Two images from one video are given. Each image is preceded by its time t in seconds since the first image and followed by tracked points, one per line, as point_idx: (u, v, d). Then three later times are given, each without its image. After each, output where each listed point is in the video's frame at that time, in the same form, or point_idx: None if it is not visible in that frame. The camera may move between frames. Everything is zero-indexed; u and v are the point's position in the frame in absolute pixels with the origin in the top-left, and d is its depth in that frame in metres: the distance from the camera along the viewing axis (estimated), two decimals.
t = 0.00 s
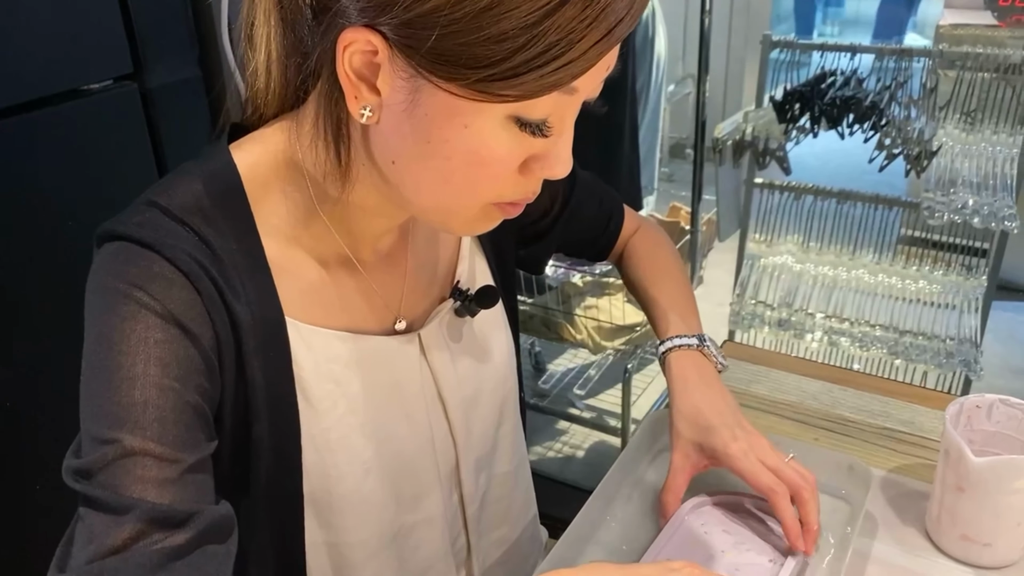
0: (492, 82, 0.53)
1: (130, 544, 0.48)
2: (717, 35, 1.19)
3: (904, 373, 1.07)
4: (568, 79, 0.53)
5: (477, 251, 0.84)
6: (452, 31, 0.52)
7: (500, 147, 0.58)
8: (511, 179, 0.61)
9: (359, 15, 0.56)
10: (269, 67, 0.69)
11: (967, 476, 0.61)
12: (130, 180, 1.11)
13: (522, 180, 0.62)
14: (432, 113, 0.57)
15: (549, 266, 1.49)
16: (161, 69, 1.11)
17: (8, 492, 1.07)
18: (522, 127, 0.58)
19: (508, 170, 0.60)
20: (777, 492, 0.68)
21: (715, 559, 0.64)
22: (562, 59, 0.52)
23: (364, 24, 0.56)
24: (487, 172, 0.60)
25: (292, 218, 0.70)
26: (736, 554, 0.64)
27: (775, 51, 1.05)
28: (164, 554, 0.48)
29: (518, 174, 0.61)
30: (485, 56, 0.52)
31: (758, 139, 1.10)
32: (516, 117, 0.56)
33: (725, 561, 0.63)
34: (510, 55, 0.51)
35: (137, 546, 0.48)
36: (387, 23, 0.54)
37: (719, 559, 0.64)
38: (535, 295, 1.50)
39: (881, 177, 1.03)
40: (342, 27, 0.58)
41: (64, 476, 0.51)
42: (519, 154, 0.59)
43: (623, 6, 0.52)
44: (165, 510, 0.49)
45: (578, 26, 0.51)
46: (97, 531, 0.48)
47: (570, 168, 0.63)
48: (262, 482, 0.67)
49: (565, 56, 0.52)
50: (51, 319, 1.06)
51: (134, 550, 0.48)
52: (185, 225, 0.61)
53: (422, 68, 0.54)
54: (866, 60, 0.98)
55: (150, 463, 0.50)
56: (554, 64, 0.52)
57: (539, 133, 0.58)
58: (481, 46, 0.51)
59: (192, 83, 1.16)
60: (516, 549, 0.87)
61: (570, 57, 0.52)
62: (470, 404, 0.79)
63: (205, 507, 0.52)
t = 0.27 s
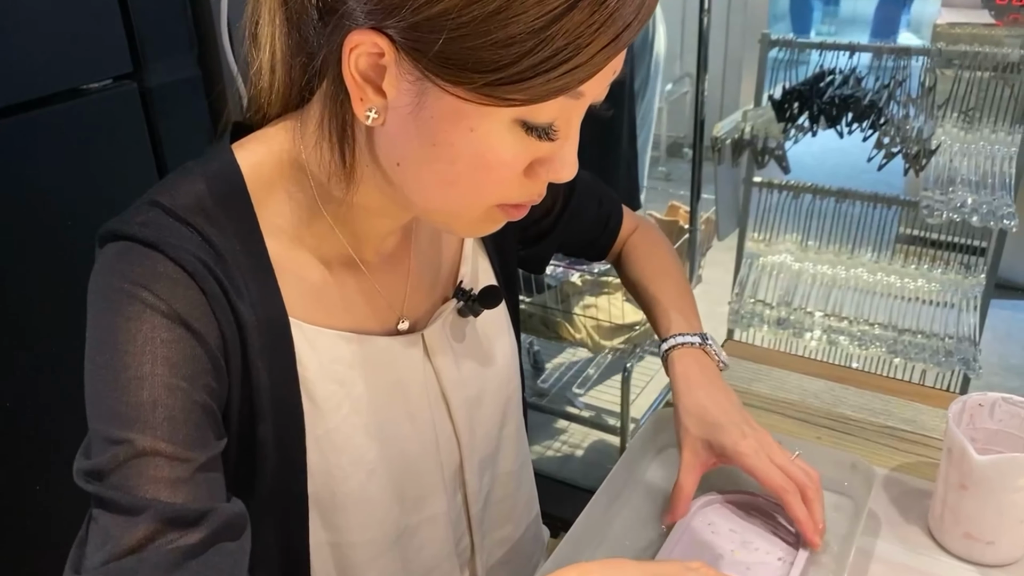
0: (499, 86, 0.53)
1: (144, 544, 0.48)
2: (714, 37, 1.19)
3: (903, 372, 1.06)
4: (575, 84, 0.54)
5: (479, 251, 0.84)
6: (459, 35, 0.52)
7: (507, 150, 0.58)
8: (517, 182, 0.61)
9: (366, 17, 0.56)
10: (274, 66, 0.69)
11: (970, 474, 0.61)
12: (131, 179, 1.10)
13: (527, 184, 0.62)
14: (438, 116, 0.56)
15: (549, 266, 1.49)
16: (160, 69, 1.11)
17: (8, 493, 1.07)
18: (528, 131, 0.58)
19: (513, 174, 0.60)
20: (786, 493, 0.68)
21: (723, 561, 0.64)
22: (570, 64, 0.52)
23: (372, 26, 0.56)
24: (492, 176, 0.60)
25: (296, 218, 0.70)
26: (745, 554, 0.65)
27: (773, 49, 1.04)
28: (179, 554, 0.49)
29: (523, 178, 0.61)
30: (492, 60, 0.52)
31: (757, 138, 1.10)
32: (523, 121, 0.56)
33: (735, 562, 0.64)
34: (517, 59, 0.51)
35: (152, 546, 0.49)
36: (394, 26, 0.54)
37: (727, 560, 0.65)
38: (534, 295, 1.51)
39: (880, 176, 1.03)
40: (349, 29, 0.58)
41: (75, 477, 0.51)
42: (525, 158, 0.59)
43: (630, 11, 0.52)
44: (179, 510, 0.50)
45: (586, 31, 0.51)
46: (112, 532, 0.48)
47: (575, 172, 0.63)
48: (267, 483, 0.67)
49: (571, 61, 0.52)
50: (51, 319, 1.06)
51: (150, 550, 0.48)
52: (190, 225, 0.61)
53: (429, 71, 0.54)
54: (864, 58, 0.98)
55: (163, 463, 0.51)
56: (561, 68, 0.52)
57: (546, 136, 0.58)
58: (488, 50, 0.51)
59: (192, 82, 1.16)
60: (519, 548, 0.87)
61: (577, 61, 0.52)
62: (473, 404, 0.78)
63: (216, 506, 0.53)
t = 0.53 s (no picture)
0: (503, 88, 0.53)
1: (152, 545, 0.49)
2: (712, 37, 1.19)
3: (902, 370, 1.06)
4: (578, 85, 0.54)
5: (481, 251, 0.84)
6: (462, 37, 0.52)
7: (510, 152, 0.58)
8: (520, 184, 0.61)
9: (371, 18, 0.56)
10: (278, 66, 0.69)
11: (971, 472, 0.61)
12: (132, 179, 1.10)
13: (531, 184, 0.62)
14: (442, 118, 0.56)
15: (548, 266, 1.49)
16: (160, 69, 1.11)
17: (10, 494, 1.07)
18: (532, 132, 0.58)
19: (516, 175, 0.60)
20: (789, 489, 0.68)
21: (725, 563, 0.64)
22: (573, 65, 0.52)
23: (376, 28, 0.56)
24: (495, 176, 0.60)
25: (300, 218, 0.70)
26: (746, 555, 0.65)
27: (772, 49, 1.04)
28: (185, 555, 0.49)
29: (526, 179, 0.61)
30: (495, 62, 0.52)
31: (755, 137, 1.11)
32: (527, 122, 0.57)
33: (738, 563, 0.64)
34: (521, 60, 0.51)
35: (159, 547, 0.49)
36: (398, 28, 0.54)
37: (729, 562, 0.64)
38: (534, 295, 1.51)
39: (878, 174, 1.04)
40: (353, 31, 0.58)
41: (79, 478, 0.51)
42: (528, 159, 0.60)
43: (632, 13, 0.52)
44: (184, 511, 0.50)
45: (589, 33, 0.51)
46: (118, 533, 0.48)
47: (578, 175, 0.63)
48: (271, 484, 0.67)
49: (575, 63, 0.52)
50: (52, 319, 1.06)
51: (158, 550, 0.49)
52: (194, 226, 0.61)
53: (433, 72, 0.54)
54: (862, 58, 0.99)
55: (167, 464, 0.50)
56: (564, 70, 0.52)
57: (549, 138, 0.58)
58: (492, 52, 0.51)
59: (192, 82, 1.16)
60: (521, 548, 0.87)
61: (581, 62, 0.52)
62: (475, 404, 0.79)
63: (224, 506, 0.53)
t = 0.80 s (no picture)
0: (492, 84, 0.53)
1: (146, 548, 0.49)
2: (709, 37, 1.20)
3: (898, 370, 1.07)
4: (565, 82, 0.54)
5: (475, 252, 0.84)
6: (449, 34, 0.52)
7: (500, 149, 0.59)
8: (512, 181, 0.62)
9: (360, 18, 0.56)
10: (271, 70, 0.69)
11: (964, 473, 0.62)
12: (129, 181, 1.11)
13: (523, 182, 0.62)
14: (432, 115, 0.57)
15: (545, 266, 1.49)
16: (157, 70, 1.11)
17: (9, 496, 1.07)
18: (522, 128, 0.58)
19: (507, 172, 0.61)
20: (779, 484, 0.69)
21: (718, 559, 0.64)
22: (560, 61, 0.52)
23: (366, 27, 0.56)
24: (487, 173, 0.60)
25: (294, 220, 0.70)
26: (738, 551, 0.65)
27: (768, 49, 1.06)
28: (181, 557, 0.49)
29: (520, 177, 0.62)
30: (483, 57, 0.52)
31: (751, 137, 1.11)
32: (517, 118, 0.57)
33: (722, 558, 0.64)
34: (508, 56, 0.52)
35: (153, 550, 0.49)
36: (387, 26, 0.55)
37: (722, 558, 0.64)
38: (530, 294, 1.52)
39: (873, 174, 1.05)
40: (343, 31, 0.58)
41: (75, 480, 0.51)
42: (519, 156, 0.60)
43: (618, 10, 0.52)
44: (179, 514, 0.50)
45: (575, 28, 0.51)
46: (113, 535, 0.48)
47: (570, 170, 0.63)
48: (268, 485, 0.67)
49: (563, 58, 0.52)
50: (51, 321, 1.06)
51: (152, 554, 0.49)
52: (190, 230, 0.61)
53: (422, 69, 0.55)
54: (857, 58, 0.99)
55: (163, 466, 0.51)
56: (552, 65, 0.52)
57: (540, 134, 0.59)
58: (480, 48, 0.52)
59: (189, 83, 1.16)
60: (517, 547, 0.87)
61: (568, 57, 0.52)
62: (471, 404, 0.79)
63: (219, 508, 0.53)
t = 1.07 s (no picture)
0: (480, 76, 0.53)
1: (140, 546, 0.49)
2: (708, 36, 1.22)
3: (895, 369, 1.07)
4: (555, 71, 0.54)
5: (472, 250, 0.84)
6: (436, 27, 0.52)
7: (491, 142, 0.59)
8: (506, 174, 0.62)
9: (348, 14, 0.56)
10: (266, 70, 0.69)
11: (962, 471, 0.62)
12: (127, 180, 1.11)
13: (517, 175, 0.62)
14: (423, 110, 0.57)
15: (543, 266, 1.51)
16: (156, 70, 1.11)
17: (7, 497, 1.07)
18: (514, 121, 0.58)
19: (500, 165, 0.61)
20: (777, 483, 0.69)
21: (710, 554, 0.65)
22: (547, 51, 0.52)
23: (354, 23, 0.56)
24: (480, 166, 0.60)
25: (291, 219, 0.70)
26: (731, 548, 0.65)
27: (766, 48, 1.05)
28: (175, 556, 0.49)
29: (514, 170, 0.62)
30: (470, 50, 0.52)
31: (749, 137, 1.10)
32: (508, 111, 0.57)
33: (718, 557, 0.64)
34: (495, 48, 0.52)
35: (147, 548, 0.49)
36: (376, 22, 0.55)
37: (715, 554, 0.65)
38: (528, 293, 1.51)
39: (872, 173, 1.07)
40: (333, 27, 0.58)
41: (70, 479, 0.51)
42: (511, 149, 0.60)
43: None
44: (172, 512, 0.50)
45: (562, 18, 0.51)
46: (106, 534, 0.49)
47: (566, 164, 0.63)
48: (265, 485, 0.67)
49: (550, 48, 0.52)
50: (49, 322, 1.06)
51: (146, 552, 0.49)
52: (187, 229, 0.61)
53: (411, 64, 0.55)
54: (854, 58, 1.00)
55: (157, 465, 0.51)
56: (540, 56, 0.52)
57: (533, 126, 0.59)
58: (466, 39, 0.52)
59: (188, 83, 1.16)
60: (515, 546, 0.87)
61: (555, 48, 0.52)
62: (469, 403, 0.79)
63: (213, 508, 0.53)
